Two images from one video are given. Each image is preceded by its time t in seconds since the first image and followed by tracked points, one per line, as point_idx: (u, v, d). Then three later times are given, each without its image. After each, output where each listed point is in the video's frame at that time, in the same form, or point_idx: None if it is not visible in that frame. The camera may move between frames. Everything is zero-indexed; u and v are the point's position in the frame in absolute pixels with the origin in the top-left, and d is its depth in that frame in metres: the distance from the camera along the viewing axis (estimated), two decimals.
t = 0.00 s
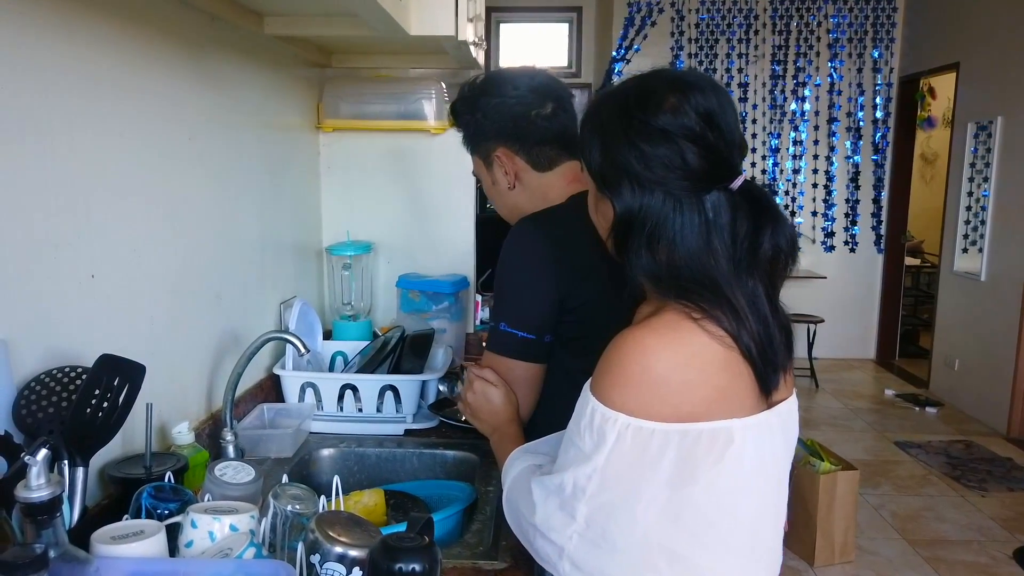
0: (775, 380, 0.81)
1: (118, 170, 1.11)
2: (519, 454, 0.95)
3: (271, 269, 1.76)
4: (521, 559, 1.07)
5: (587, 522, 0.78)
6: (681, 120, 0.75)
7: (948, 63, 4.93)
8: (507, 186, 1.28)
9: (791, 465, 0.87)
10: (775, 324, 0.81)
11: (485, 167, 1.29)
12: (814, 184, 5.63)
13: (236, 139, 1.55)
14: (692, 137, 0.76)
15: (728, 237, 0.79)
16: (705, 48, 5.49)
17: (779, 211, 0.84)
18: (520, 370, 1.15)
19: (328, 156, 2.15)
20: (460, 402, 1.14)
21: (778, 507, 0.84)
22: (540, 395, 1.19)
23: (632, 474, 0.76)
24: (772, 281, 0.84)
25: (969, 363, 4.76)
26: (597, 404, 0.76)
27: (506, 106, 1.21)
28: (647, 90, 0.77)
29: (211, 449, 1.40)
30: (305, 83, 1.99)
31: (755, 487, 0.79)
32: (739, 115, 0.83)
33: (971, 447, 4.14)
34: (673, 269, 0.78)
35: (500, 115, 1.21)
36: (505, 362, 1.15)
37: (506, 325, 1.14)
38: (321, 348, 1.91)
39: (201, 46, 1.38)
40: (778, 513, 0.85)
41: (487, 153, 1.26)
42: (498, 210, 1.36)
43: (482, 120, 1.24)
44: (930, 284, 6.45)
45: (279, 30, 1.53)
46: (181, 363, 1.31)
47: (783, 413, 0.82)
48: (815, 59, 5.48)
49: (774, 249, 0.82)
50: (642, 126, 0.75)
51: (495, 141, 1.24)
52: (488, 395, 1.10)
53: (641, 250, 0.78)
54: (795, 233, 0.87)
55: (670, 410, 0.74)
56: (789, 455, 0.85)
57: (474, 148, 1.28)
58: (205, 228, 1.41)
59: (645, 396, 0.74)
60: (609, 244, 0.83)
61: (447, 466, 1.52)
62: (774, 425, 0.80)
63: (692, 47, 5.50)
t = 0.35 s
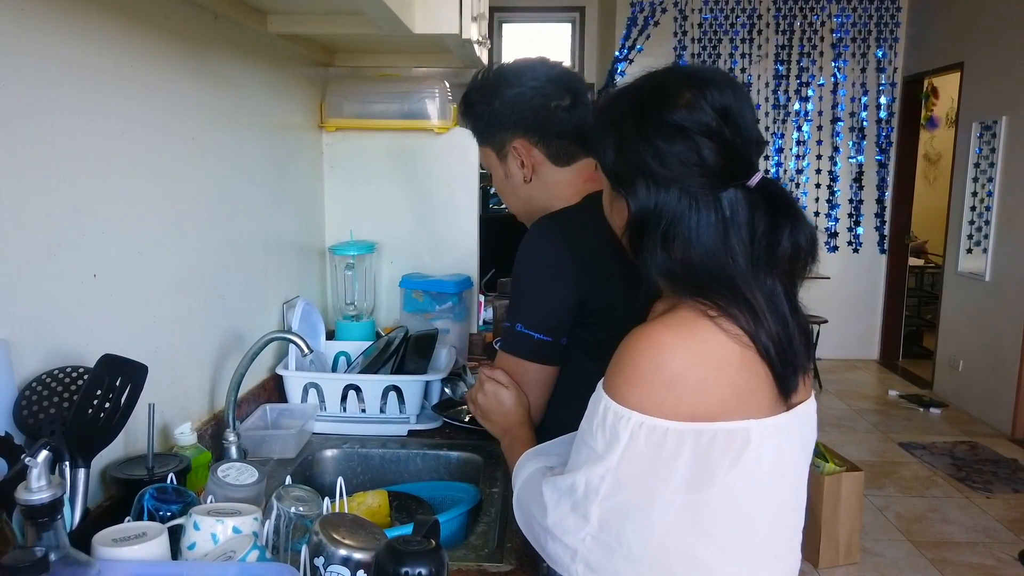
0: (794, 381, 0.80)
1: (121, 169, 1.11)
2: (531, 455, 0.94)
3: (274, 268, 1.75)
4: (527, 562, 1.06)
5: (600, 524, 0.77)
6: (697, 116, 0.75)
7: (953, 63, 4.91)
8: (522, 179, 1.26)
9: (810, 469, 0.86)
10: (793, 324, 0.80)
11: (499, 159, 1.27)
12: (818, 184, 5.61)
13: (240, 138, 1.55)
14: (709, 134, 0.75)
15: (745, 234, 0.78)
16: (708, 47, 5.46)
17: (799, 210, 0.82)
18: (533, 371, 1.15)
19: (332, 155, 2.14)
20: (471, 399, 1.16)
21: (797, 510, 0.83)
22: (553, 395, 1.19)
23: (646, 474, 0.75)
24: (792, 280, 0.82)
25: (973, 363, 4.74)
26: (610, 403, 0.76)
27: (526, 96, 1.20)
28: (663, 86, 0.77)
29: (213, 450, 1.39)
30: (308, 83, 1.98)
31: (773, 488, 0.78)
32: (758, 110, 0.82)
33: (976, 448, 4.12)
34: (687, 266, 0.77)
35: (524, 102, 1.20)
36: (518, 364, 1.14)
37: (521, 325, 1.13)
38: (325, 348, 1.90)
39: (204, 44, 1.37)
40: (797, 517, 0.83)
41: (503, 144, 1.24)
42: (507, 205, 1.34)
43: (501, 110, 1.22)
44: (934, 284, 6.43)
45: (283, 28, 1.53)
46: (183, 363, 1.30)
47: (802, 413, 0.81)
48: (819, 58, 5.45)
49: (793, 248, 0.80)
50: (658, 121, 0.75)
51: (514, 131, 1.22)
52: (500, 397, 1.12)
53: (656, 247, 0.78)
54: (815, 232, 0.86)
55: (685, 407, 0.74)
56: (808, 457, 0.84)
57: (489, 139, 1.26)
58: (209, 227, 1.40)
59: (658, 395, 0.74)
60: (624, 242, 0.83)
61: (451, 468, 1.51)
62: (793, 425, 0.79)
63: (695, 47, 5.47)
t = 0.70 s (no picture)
0: (823, 386, 0.80)
1: (121, 170, 1.11)
2: (549, 460, 0.94)
3: (275, 270, 1.75)
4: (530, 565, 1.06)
5: (625, 533, 0.78)
6: (736, 107, 0.76)
7: (954, 63, 4.91)
8: (520, 185, 1.25)
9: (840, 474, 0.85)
10: (822, 328, 0.80)
11: (496, 164, 1.26)
12: (819, 184, 5.60)
13: (240, 139, 1.54)
14: (746, 126, 0.76)
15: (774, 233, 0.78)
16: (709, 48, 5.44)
17: (827, 213, 0.83)
18: (540, 372, 1.14)
19: (333, 156, 2.14)
20: (478, 402, 1.14)
21: (826, 518, 0.82)
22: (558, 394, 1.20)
23: (670, 485, 0.75)
24: (819, 283, 0.82)
25: (975, 364, 4.74)
26: (633, 411, 0.76)
27: (524, 101, 1.20)
28: (702, 77, 0.78)
29: (214, 452, 1.39)
30: (309, 84, 1.98)
31: (802, 497, 0.78)
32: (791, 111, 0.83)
33: (977, 449, 4.12)
34: (715, 263, 0.77)
35: (521, 108, 1.19)
36: (526, 364, 1.14)
37: (525, 325, 1.13)
38: (326, 350, 1.90)
39: (204, 46, 1.37)
40: (828, 524, 0.83)
41: (501, 149, 1.23)
42: (504, 211, 1.33)
43: (498, 115, 1.21)
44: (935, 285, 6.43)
45: (284, 29, 1.53)
46: (183, 364, 1.30)
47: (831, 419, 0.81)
48: (820, 59, 5.45)
49: (820, 251, 0.81)
50: (695, 110, 0.76)
51: (512, 136, 1.21)
52: (510, 399, 1.09)
53: (682, 242, 0.78)
54: (845, 236, 0.86)
55: (712, 417, 0.73)
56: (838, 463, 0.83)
57: (485, 144, 1.25)
58: (209, 229, 1.40)
59: (683, 403, 0.73)
60: (649, 236, 0.83)
61: (452, 470, 1.51)
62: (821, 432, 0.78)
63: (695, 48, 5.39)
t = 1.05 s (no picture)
0: (830, 392, 0.79)
1: (121, 172, 1.11)
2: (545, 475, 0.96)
3: (274, 271, 1.75)
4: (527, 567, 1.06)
5: (624, 561, 0.78)
6: (733, 110, 0.76)
7: (953, 64, 4.91)
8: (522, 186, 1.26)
9: (845, 493, 0.85)
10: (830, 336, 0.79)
11: (498, 165, 1.26)
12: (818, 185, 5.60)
13: (239, 142, 1.54)
14: (745, 130, 0.76)
15: (779, 239, 0.77)
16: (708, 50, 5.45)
17: (836, 214, 0.82)
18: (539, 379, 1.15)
19: (331, 158, 2.14)
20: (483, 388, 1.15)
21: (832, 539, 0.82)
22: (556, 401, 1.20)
23: (665, 508, 0.76)
24: (829, 285, 0.82)
25: (973, 364, 4.74)
26: (627, 434, 0.76)
27: (525, 102, 1.19)
28: (699, 79, 0.78)
29: (212, 453, 1.39)
30: (308, 85, 1.98)
31: (802, 517, 0.78)
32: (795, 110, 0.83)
33: (976, 449, 4.12)
34: (716, 272, 0.77)
35: (522, 109, 1.19)
36: (524, 370, 1.14)
37: (525, 333, 1.13)
38: (324, 351, 1.89)
39: (203, 48, 1.37)
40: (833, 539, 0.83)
41: (502, 150, 1.24)
42: (506, 210, 1.34)
43: (499, 116, 1.21)
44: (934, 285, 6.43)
45: (283, 31, 1.53)
46: (181, 367, 1.30)
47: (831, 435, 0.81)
48: (819, 60, 5.45)
49: (830, 254, 0.80)
50: (691, 114, 0.76)
51: (513, 137, 1.21)
52: (509, 402, 1.10)
53: (683, 250, 0.78)
54: (856, 237, 0.85)
55: (707, 436, 0.73)
56: (841, 480, 0.83)
57: (487, 145, 1.25)
58: (208, 231, 1.40)
59: (678, 422, 0.73)
60: (651, 244, 0.83)
61: (450, 470, 1.51)
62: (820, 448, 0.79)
63: (694, 50, 5.40)
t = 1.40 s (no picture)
0: (811, 384, 0.85)
1: (115, 172, 1.10)
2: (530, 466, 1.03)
3: (269, 271, 1.74)
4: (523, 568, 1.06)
5: (580, 552, 0.87)
6: (724, 106, 0.81)
7: (949, 64, 4.92)
8: (531, 184, 1.25)
9: (827, 500, 0.89)
10: (810, 332, 0.86)
11: (506, 162, 1.25)
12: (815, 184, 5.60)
13: (234, 141, 1.54)
14: (736, 127, 0.82)
15: (762, 238, 0.84)
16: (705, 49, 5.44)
17: (824, 212, 0.88)
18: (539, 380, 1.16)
19: (328, 157, 2.13)
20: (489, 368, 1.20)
21: (800, 543, 0.87)
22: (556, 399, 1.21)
23: (617, 503, 0.84)
24: (817, 280, 0.88)
25: (970, 364, 4.74)
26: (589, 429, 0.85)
27: (535, 98, 1.19)
28: (694, 74, 0.83)
29: (207, 455, 1.38)
30: (304, 84, 1.97)
31: (756, 519, 0.84)
32: (792, 103, 0.87)
33: (973, 449, 4.12)
34: (698, 264, 0.85)
35: (532, 105, 1.19)
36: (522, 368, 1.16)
37: (525, 334, 1.14)
38: (320, 351, 1.88)
39: (198, 46, 1.37)
40: (803, 549, 0.87)
41: (511, 147, 1.23)
42: (513, 208, 1.33)
43: (509, 112, 1.20)
44: (931, 285, 6.44)
45: (278, 29, 1.52)
46: (176, 367, 1.29)
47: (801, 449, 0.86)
48: (815, 59, 5.46)
49: (814, 252, 0.86)
50: (685, 109, 0.82)
51: (522, 133, 1.21)
52: (502, 393, 1.14)
53: (669, 242, 0.86)
54: (845, 236, 0.90)
55: (661, 433, 0.81)
56: (812, 494, 0.87)
57: (494, 141, 1.24)
58: (203, 230, 1.39)
59: (635, 418, 0.81)
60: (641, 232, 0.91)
61: (446, 471, 1.50)
62: (781, 452, 0.85)
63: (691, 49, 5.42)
